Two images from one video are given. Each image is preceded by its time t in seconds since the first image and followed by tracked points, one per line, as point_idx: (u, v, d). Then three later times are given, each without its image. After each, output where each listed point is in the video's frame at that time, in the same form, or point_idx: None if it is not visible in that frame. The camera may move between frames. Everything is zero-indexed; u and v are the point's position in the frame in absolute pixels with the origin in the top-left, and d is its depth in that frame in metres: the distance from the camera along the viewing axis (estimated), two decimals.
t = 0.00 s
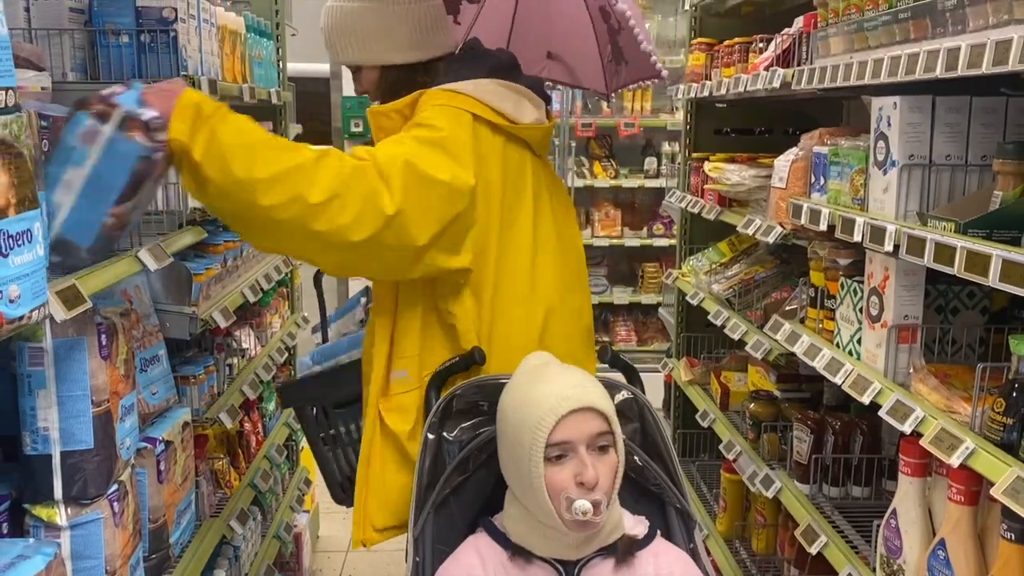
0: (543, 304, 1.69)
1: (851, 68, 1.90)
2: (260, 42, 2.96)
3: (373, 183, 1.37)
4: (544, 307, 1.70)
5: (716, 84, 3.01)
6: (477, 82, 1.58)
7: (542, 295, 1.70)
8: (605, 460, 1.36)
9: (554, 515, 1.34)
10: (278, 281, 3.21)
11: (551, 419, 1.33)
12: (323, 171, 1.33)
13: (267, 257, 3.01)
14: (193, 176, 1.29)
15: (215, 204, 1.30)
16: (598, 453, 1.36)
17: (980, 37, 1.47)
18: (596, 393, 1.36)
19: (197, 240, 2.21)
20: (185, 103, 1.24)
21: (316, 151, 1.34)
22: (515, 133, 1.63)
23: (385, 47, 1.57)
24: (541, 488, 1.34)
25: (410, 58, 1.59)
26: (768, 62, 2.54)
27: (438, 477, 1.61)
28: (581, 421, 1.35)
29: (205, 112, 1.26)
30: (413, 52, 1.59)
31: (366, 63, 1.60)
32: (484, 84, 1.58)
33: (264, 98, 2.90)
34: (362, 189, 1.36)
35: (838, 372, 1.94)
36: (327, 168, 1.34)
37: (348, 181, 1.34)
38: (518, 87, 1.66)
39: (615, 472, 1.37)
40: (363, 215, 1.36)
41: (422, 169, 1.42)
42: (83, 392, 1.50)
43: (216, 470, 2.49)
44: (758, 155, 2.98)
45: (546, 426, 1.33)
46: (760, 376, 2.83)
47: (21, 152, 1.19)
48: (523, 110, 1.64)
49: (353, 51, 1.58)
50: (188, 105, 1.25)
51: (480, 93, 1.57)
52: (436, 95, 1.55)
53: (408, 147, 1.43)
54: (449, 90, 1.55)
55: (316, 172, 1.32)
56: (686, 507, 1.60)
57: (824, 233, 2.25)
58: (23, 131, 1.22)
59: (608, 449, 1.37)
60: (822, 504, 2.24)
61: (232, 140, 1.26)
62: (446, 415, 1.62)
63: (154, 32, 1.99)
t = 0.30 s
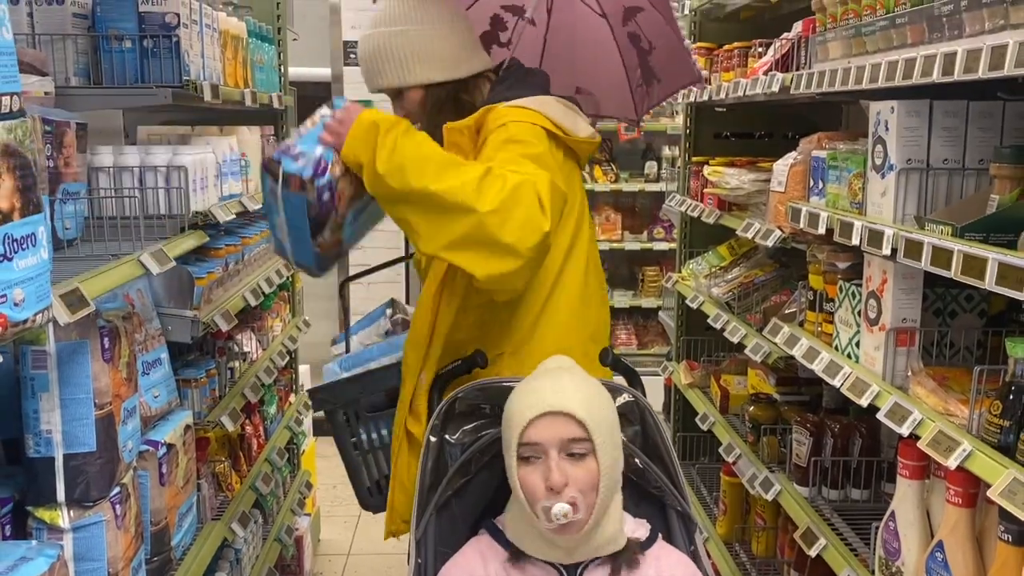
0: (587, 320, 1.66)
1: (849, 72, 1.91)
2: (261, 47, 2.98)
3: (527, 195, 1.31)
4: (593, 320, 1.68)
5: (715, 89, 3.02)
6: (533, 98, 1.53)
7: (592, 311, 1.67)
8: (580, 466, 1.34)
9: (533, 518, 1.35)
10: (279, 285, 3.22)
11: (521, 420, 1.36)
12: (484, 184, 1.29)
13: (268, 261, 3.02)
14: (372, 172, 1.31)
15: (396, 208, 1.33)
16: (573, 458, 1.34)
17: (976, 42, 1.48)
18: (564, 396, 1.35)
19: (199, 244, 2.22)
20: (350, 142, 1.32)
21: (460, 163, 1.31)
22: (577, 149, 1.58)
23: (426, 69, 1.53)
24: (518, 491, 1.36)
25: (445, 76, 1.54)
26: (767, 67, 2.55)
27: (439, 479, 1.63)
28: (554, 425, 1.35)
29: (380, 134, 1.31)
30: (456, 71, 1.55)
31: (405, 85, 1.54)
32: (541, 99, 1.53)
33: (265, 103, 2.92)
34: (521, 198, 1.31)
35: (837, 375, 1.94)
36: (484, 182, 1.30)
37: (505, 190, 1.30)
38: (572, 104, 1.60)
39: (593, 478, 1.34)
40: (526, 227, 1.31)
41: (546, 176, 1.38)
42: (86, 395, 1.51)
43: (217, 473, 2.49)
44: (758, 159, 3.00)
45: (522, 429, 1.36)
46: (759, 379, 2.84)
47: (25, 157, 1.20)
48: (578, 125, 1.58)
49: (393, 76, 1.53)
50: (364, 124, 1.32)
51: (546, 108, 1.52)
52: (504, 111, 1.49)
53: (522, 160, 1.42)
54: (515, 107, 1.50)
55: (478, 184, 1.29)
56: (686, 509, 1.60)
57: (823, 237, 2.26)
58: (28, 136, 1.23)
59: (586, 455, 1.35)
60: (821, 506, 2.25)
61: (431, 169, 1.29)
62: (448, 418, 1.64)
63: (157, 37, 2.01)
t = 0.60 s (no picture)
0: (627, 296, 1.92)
1: (850, 76, 1.92)
2: (264, 51, 2.99)
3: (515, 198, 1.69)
4: (629, 302, 1.94)
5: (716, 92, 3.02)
6: (565, 109, 1.84)
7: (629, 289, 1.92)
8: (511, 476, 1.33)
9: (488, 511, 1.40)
10: (283, 287, 3.24)
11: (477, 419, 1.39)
12: (484, 203, 1.68)
13: (271, 263, 3.04)
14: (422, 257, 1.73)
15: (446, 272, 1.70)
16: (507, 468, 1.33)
17: (977, 45, 1.48)
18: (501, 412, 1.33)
19: (203, 247, 2.23)
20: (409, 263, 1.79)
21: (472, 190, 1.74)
22: (608, 148, 1.87)
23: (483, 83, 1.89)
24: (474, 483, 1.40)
25: (512, 87, 1.91)
26: (769, 70, 2.56)
27: (441, 481, 1.63)
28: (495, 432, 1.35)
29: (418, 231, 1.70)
30: (509, 85, 1.91)
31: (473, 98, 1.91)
32: (569, 109, 1.84)
33: (268, 106, 2.93)
34: (513, 205, 1.69)
35: (838, 378, 1.95)
36: (473, 202, 1.69)
37: (494, 201, 1.68)
38: (601, 111, 1.90)
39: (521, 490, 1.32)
40: (534, 232, 1.71)
41: (536, 177, 1.72)
42: (91, 397, 1.52)
43: (220, 475, 2.50)
44: (760, 161, 3.00)
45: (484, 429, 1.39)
46: (761, 381, 2.84)
47: (32, 160, 1.21)
48: (613, 130, 1.90)
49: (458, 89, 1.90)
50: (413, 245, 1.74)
51: (576, 119, 1.83)
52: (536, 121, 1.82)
53: (532, 165, 1.73)
54: (545, 118, 1.82)
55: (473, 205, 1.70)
56: (688, 511, 1.61)
57: (824, 239, 2.26)
58: (35, 139, 1.24)
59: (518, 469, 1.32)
60: (823, 508, 2.25)
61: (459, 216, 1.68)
62: (449, 420, 1.65)
63: (161, 41, 2.01)
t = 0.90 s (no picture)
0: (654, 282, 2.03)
1: (852, 78, 1.92)
2: (268, 53, 3.00)
3: (566, 211, 1.71)
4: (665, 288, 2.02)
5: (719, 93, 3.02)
6: (581, 110, 1.86)
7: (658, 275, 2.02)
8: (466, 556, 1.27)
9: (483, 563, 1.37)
10: (286, 288, 3.25)
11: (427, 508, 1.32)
12: (539, 221, 1.70)
13: (275, 264, 3.05)
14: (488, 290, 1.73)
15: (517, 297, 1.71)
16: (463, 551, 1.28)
17: (979, 48, 1.49)
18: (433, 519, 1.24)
19: (206, 248, 2.24)
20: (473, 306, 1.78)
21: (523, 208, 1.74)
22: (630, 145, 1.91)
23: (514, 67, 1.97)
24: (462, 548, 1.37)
25: (540, 76, 2.00)
26: (771, 71, 2.56)
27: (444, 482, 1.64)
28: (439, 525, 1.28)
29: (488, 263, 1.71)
30: (540, 75, 1.99)
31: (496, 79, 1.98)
32: (583, 109, 1.87)
33: (272, 107, 2.94)
34: (570, 218, 1.71)
35: (841, 379, 1.95)
36: (528, 223, 1.70)
37: (546, 215, 1.70)
38: (620, 111, 1.93)
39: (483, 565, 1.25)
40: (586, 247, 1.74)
41: (574, 183, 1.75)
42: (95, 399, 1.53)
43: (224, 476, 2.51)
44: (763, 163, 3.00)
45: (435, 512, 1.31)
46: (764, 383, 2.85)
47: (38, 164, 1.21)
48: (630, 128, 1.92)
49: (486, 67, 1.96)
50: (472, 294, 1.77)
51: (594, 119, 1.85)
52: (552, 126, 1.85)
53: (569, 171, 1.75)
54: (564, 120, 1.84)
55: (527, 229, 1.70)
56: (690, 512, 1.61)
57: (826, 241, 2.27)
58: (40, 142, 1.25)
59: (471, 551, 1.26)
60: (825, 509, 2.26)
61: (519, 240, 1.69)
62: (451, 421, 1.66)
63: (166, 43, 2.02)
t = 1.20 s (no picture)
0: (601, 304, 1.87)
1: (857, 76, 1.92)
2: (271, 52, 3.00)
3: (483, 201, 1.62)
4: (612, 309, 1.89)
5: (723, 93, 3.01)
6: (545, 111, 1.77)
7: (604, 302, 1.87)
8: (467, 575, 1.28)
9: None
10: (289, 288, 3.25)
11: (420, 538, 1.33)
12: (454, 200, 1.60)
13: (278, 264, 3.05)
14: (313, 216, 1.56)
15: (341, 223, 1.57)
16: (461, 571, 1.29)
17: (984, 46, 1.48)
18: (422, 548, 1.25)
19: (209, 248, 2.23)
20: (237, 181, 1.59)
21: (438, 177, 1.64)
22: (587, 156, 1.82)
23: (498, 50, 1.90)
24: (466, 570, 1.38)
25: (521, 68, 1.93)
26: (775, 70, 2.55)
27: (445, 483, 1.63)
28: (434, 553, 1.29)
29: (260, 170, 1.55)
30: (524, 67, 1.94)
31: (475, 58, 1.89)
32: (551, 111, 1.78)
33: (275, 106, 2.94)
34: (468, 202, 1.61)
35: (844, 379, 1.95)
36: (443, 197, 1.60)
37: (467, 201, 1.61)
38: (583, 115, 1.84)
39: None
40: (480, 237, 1.63)
41: (514, 184, 1.66)
42: (98, 398, 1.53)
43: (227, 475, 2.51)
44: (767, 162, 3.00)
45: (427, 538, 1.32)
46: (768, 383, 2.84)
47: (41, 163, 1.21)
48: (594, 136, 1.84)
49: (470, 43, 1.87)
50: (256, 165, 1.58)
51: (557, 122, 1.77)
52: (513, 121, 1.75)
53: (513, 169, 1.66)
54: (526, 118, 1.75)
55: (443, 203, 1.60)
56: (692, 512, 1.61)
57: (830, 240, 2.26)
58: (43, 141, 1.24)
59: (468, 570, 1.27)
60: (829, 510, 2.26)
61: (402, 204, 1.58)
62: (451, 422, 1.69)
63: (168, 42, 2.02)
